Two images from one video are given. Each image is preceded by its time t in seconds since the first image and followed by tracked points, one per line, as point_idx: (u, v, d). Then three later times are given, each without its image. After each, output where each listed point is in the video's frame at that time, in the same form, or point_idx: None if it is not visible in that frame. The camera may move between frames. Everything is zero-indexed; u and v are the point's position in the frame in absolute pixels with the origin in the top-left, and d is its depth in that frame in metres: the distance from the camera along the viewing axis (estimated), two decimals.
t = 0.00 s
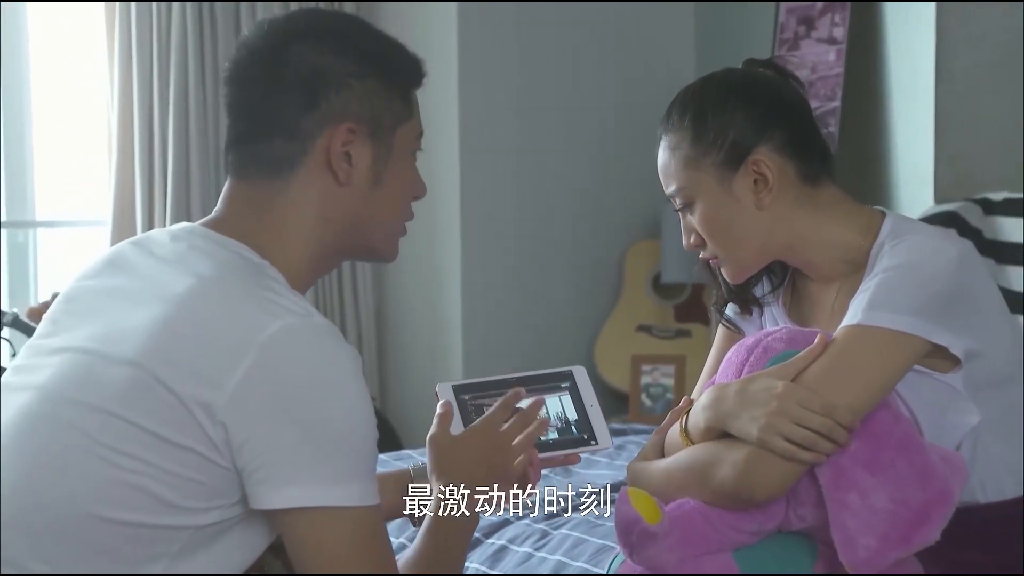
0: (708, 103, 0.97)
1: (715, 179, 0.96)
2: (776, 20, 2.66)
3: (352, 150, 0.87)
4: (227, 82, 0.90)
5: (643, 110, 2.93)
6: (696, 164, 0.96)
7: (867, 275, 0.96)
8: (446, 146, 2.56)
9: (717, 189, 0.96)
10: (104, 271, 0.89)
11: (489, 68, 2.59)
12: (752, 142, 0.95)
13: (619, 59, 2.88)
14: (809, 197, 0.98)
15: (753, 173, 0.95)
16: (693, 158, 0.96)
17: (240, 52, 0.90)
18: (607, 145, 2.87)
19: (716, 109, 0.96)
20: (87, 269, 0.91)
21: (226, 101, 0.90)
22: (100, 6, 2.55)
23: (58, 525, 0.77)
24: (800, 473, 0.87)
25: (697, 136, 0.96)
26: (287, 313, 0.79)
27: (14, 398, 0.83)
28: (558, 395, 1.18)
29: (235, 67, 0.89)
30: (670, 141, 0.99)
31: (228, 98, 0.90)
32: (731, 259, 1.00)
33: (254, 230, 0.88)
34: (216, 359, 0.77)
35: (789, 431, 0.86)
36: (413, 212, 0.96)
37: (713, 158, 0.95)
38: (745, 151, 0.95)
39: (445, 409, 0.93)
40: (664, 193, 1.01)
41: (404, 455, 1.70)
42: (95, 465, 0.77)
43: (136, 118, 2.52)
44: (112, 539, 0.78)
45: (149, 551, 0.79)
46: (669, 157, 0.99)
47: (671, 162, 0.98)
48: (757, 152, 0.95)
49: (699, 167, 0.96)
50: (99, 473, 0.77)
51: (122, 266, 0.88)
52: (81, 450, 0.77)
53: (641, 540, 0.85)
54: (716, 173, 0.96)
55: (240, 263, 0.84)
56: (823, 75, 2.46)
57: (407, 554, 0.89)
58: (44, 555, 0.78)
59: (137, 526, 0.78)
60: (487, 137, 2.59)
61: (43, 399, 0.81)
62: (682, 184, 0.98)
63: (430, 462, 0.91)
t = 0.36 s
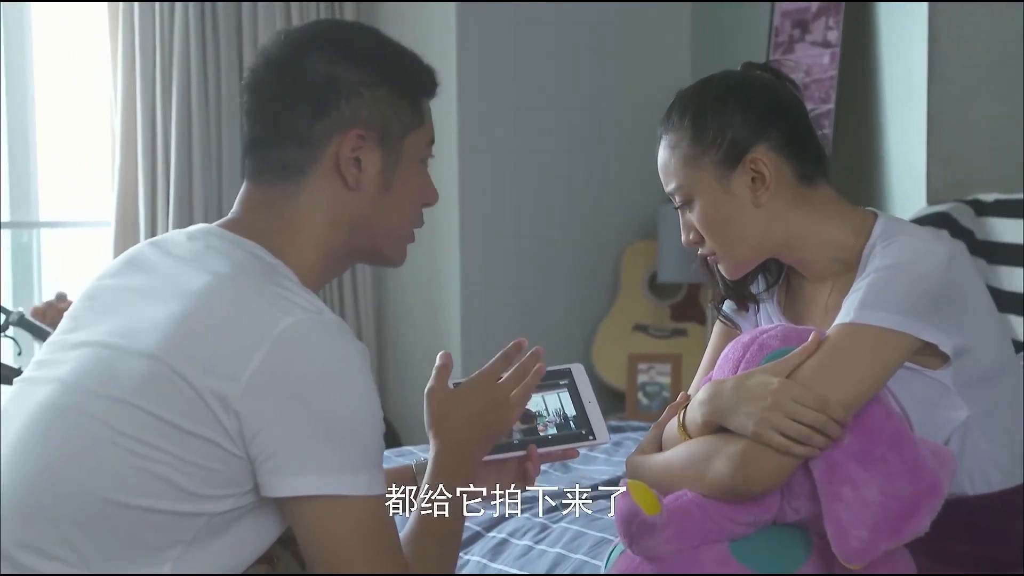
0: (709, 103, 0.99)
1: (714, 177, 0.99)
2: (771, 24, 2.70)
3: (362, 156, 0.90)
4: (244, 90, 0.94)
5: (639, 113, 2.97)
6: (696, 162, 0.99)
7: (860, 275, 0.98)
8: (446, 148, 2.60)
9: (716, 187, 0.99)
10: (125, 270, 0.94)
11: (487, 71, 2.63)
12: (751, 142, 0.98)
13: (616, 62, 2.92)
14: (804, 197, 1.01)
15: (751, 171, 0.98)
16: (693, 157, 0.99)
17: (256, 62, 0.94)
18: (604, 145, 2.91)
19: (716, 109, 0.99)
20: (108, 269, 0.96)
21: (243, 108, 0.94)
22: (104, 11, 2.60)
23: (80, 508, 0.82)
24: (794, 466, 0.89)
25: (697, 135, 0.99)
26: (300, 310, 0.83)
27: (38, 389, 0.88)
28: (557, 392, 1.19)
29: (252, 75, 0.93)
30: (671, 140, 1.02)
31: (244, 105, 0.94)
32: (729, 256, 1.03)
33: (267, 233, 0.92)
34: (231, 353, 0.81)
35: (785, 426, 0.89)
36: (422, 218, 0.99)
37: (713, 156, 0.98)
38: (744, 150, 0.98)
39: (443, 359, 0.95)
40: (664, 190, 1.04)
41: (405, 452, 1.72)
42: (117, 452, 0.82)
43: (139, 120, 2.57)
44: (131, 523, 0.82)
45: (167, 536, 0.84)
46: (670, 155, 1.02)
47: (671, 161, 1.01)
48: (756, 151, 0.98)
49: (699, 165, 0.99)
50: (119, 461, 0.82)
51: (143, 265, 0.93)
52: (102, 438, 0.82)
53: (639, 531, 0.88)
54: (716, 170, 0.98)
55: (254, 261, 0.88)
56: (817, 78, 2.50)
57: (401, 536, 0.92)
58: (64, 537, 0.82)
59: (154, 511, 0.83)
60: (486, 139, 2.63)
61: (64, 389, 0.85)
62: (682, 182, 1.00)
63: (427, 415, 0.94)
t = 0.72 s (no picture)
0: (704, 106, 1.03)
1: (710, 176, 1.02)
2: (766, 25, 2.73)
3: (382, 165, 0.93)
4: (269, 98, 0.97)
5: (637, 113, 3.01)
6: (693, 162, 1.02)
7: (852, 272, 1.01)
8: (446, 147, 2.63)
9: (711, 186, 1.02)
10: (144, 268, 0.97)
11: (486, 72, 2.66)
12: (746, 142, 1.01)
13: (614, 62, 2.95)
14: (798, 196, 1.04)
15: (746, 171, 1.01)
16: (690, 157, 1.02)
17: (283, 71, 0.97)
18: (602, 144, 2.94)
19: (712, 111, 1.02)
20: (127, 267, 0.99)
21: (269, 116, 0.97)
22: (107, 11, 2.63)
23: (102, 496, 0.84)
24: (788, 456, 0.92)
25: (694, 137, 1.02)
26: (313, 306, 0.86)
27: (60, 381, 0.91)
28: (558, 386, 1.22)
29: (278, 84, 0.96)
30: (668, 141, 1.05)
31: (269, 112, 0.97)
32: (724, 254, 1.06)
33: (283, 232, 0.94)
34: (248, 347, 0.84)
35: (780, 418, 0.91)
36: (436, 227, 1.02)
37: (708, 157, 1.02)
38: (738, 150, 1.01)
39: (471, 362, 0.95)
40: (662, 189, 1.07)
41: (407, 447, 1.75)
42: (139, 442, 0.85)
43: (143, 119, 2.61)
44: (152, 510, 0.85)
45: (186, 522, 0.87)
46: (667, 155, 1.05)
47: (669, 161, 1.04)
48: (750, 152, 1.01)
49: (694, 165, 1.02)
50: (141, 450, 0.85)
51: (162, 262, 0.96)
52: (124, 428, 0.85)
53: (639, 519, 0.92)
54: (712, 169, 1.02)
55: (270, 259, 0.91)
56: (813, 79, 2.53)
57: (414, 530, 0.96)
58: (89, 525, 0.85)
59: (175, 499, 0.86)
60: (485, 139, 2.66)
61: (85, 381, 0.88)
62: (679, 181, 1.04)
63: (451, 416, 0.94)
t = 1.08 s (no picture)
0: (702, 107, 1.06)
1: (707, 175, 1.05)
2: (765, 25, 2.77)
3: (387, 166, 0.96)
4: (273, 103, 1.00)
5: (637, 112, 3.04)
6: (693, 160, 1.05)
7: (847, 269, 1.04)
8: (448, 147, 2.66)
9: (708, 183, 1.05)
10: (154, 265, 0.99)
11: (488, 72, 2.69)
12: (743, 141, 1.04)
13: (614, 62, 2.98)
14: (793, 195, 1.07)
15: (741, 170, 1.04)
16: (688, 156, 1.06)
17: (286, 77, 1.00)
18: (603, 144, 2.97)
19: (711, 112, 1.05)
20: (136, 264, 1.02)
21: (273, 120, 1.00)
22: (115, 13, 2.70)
23: (114, 487, 0.87)
24: (784, 448, 0.94)
25: (692, 137, 1.05)
26: (319, 300, 0.89)
27: (73, 376, 0.94)
28: (557, 379, 1.23)
29: (282, 90, 0.99)
30: (668, 140, 1.08)
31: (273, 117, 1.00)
32: (721, 250, 1.09)
33: (291, 232, 0.97)
34: (257, 341, 0.87)
35: (776, 410, 0.93)
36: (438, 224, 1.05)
37: (706, 156, 1.05)
38: (734, 149, 1.04)
39: (419, 334, 0.98)
40: (661, 187, 1.10)
41: (411, 441, 1.78)
42: (151, 434, 0.88)
43: (149, 119, 2.67)
44: (164, 501, 0.88)
45: (197, 512, 0.90)
46: (666, 154, 1.08)
47: (668, 160, 1.07)
48: (745, 151, 1.04)
49: (693, 163, 1.05)
50: (153, 443, 0.88)
51: (171, 259, 0.99)
52: (137, 421, 0.88)
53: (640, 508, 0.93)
54: (709, 168, 1.05)
55: (276, 256, 0.93)
56: (811, 80, 2.56)
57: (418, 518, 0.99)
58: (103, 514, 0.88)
59: (187, 488, 0.89)
60: (487, 138, 2.70)
61: (98, 376, 0.91)
62: (678, 179, 1.07)
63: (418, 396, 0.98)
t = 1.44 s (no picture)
0: (703, 104, 1.09)
1: (707, 170, 1.08)
2: (763, 25, 2.80)
3: (373, 146, 0.98)
4: (255, 96, 1.03)
5: (637, 110, 3.07)
6: (693, 156, 1.08)
7: (842, 266, 1.07)
8: (450, 145, 2.70)
9: (707, 179, 1.08)
10: (164, 261, 1.02)
11: (490, 71, 2.72)
12: (742, 138, 1.07)
13: (614, 60, 3.01)
14: (791, 192, 1.10)
15: (740, 167, 1.07)
16: (689, 151, 1.08)
17: (264, 68, 1.02)
18: (603, 142, 3.00)
19: (710, 109, 1.08)
20: (146, 259, 1.04)
21: (256, 112, 1.03)
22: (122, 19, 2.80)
23: (128, 477, 0.89)
24: (781, 439, 0.97)
25: (692, 134, 1.08)
26: (324, 295, 0.91)
27: (87, 369, 0.96)
28: (559, 370, 1.26)
29: (262, 83, 1.02)
30: (671, 136, 1.11)
31: (257, 109, 1.03)
32: (721, 244, 1.11)
33: (288, 222, 1.00)
34: (265, 335, 0.89)
35: (774, 402, 0.96)
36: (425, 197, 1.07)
37: (706, 152, 1.08)
38: (733, 146, 1.07)
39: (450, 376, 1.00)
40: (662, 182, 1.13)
41: (417, 434, 1.81)
42: (162, 426, 0.90)
43: (156, 119, 2.76)
44: (176, 490, 0.91)
45: (209, 500, 0.92)
46: (668, 151, 1.11)
47: (669, 156, 1.10)
48: (745, 148, 1.07)
49: (694, 160, 1.08)
50: (165, 433, 0.90)
51: (178, 257, 1.01)
52: (149, 414, 0.90)
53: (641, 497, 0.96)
54: (709, 164, 1.08)
55: (282, 252, 0.96)
56: (808, 79, 2.59)
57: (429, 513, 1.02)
58: (118, 503, 0.90)
59: (199, 478, 0.91)
60: (489, 137, 2.72)
61: (111, 369, 0.93)
62: (680, 174, 1.09)
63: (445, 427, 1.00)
